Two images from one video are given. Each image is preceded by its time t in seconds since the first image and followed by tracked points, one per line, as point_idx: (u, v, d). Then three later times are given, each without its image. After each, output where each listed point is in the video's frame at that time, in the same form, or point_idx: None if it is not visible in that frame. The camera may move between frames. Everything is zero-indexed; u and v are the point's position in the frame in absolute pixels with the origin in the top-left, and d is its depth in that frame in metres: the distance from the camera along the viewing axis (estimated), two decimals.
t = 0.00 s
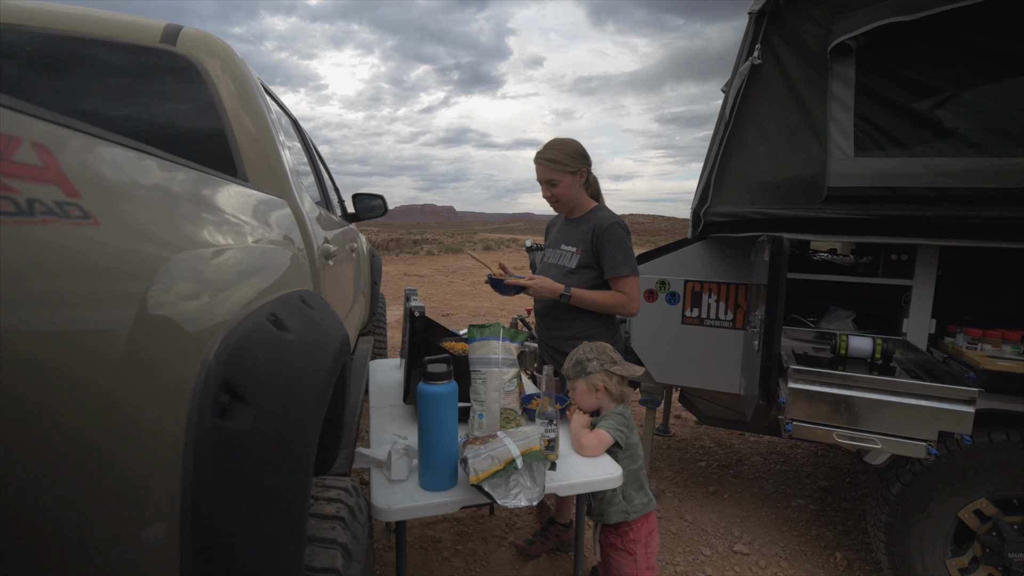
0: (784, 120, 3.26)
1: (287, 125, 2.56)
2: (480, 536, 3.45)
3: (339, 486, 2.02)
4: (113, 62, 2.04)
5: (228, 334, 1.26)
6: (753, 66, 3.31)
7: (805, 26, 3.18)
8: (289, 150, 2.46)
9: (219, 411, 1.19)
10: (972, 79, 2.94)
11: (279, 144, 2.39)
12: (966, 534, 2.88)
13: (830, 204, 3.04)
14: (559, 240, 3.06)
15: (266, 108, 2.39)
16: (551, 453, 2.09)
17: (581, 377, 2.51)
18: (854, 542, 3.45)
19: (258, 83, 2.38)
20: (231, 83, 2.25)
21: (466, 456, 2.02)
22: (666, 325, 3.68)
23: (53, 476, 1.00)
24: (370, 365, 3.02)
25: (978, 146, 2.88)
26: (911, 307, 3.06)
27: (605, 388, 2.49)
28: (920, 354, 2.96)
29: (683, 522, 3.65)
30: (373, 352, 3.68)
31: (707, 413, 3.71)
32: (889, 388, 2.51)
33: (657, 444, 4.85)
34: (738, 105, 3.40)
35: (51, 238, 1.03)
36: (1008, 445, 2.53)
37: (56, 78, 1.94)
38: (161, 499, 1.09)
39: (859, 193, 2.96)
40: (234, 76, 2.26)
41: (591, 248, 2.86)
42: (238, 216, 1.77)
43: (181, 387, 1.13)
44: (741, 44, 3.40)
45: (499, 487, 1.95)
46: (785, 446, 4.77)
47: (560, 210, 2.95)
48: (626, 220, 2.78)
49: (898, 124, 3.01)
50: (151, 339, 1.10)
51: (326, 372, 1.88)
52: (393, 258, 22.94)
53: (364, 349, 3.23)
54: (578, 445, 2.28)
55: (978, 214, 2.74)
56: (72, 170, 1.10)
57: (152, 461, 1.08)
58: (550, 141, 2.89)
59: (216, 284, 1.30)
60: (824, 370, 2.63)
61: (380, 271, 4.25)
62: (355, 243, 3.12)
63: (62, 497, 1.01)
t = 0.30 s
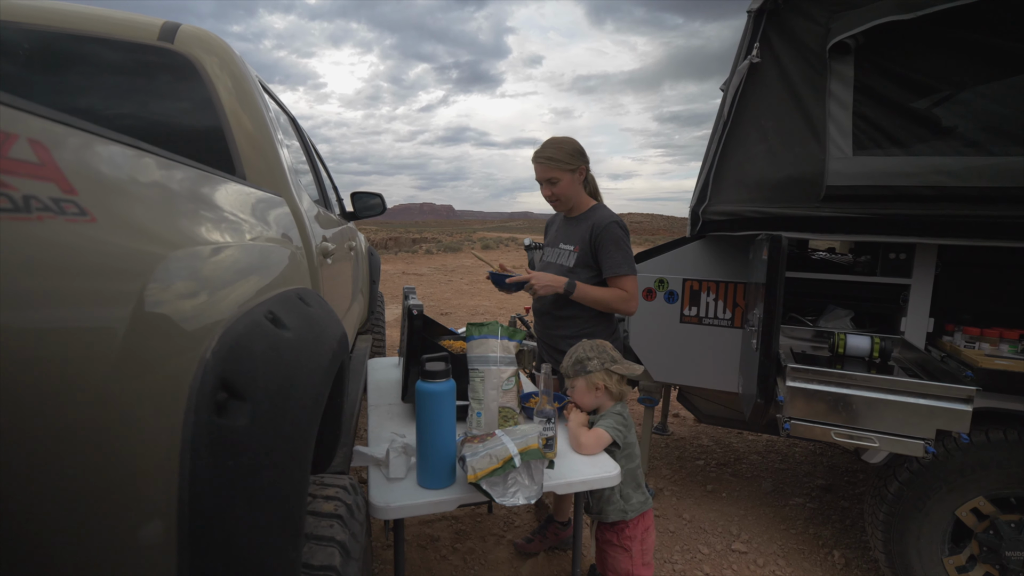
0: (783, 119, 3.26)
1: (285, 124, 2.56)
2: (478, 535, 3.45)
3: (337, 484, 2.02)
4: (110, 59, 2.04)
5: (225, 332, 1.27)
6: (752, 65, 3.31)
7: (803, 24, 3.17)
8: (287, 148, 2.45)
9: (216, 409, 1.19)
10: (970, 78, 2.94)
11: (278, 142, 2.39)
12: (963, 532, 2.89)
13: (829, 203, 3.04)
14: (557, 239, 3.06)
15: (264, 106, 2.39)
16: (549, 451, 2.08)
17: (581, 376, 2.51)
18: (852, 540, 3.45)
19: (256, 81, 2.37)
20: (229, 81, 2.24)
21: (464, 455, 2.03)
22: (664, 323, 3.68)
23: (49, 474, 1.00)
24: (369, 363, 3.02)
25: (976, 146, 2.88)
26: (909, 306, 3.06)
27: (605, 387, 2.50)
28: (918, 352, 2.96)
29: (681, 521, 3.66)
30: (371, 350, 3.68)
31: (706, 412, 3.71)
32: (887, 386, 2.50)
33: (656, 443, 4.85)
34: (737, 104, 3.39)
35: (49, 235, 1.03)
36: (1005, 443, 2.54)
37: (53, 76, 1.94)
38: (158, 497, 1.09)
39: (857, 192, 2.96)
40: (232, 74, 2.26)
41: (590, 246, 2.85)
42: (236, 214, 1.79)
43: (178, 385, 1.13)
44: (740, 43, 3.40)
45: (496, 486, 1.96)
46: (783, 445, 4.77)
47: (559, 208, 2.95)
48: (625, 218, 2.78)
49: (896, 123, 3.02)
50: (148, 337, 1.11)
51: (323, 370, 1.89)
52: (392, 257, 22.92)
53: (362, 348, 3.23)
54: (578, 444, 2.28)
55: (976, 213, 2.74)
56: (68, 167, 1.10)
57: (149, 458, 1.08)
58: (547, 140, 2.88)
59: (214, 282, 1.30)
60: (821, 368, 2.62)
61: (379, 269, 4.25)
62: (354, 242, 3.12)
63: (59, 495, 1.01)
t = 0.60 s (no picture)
0: (781, 118, 3.26)
1: (284, 123, 2.55)
2: (477, 533, 3.46)
3: (335, 483, 2.02)
4: (108, 58, 2.04)
5: (224, 330, 1.27)
6: (750, 63, 3.31)
7: (802, 23, 3.18)
8: (286, 148, 2.44)
9: (215, 407, 1.20)
10: (969, 76, 2.94)
11: (276, 141, 2.38)
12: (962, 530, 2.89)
13: (827, 202, 3.04)
14: (554, 238, 3.05)
15: (263, 105, 2.38)
16: (548, 450, 2.09)
17: (591, 373, 2.51)
18: (851, 538, 3.46)
19: (255, 80, 2.37)
20: (227, 80, 2.24)
21: (463, 453, 2.04)
22: (663, 322, 3.68)
23: (48, 472, 1.00)
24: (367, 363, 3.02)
25: (974, 144, 2.88)
26: (907, 304, 3.06)
27: (614, 386, 2.51)
28: (916, 351, 2.97)
29: (680, 519, 3.66)
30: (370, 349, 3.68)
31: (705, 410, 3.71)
32: (886, 384, 2.49)
33: (654, 442, 4.85)
34: (736, 103, 3.39)
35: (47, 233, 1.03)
36: (1003, 441, 2.54)
37: (51, 75, 1.95)
38: (157, 496, 1.09)
39: (856, 190, 2.96)
40: (230, 73, 2.25)
41: (587, 244, 2.85)
42: (235, 212, 1.80)
43: (176, 383, 1.14)
44: (739, 41, 3.40)
45: (495, 485, 1.96)
46: (781, 443, 4.78)
47: (558, 206, 2.93)
48: (621, 215, 2.80)
49: (895, 122, 3.02)
50: (147, 335, 1.11)
51: (321, 369, 1.89)
52: (391, 256, 22.91)
53: (361, 347, 3.23)
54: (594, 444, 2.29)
55: (974, 212, 2.74)
56: (67, 165, 1.10)
57: (147, 457, 1.08)
58: (542, 139, 2.88)
59: (212, 281, 1.30)
60: (820, 366, 2.61)
61: (377, 269, 4.25)
62: (353, 241, 3.12)
63: (57, 493, 1.01)
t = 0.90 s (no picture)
0: (780, 117, 3.26)
1: (283, 122, 2.55)
2: (476, 532, 3.46)
3: (335, 482, 2.03)
4: (107, 58, 2.05)
5: (223, 329, 1.27)
6: (749, 62, 3.31)
7: (800, 21, 3.18)
8: (285, 147, 2.44)
9: (214, 406, 1.20)
10: (968, 75, 2.94)
11: (275, 140, 2.38)
12: (960, 528, 2.90)
13: (826, 201, 3.04)
14: (550, 238, 3.05)
15: (262, 104, 2.38)
16: (548, 448, 2.13)
17: (617, 376, 2.41)
18: (850, 537, 3.46)
19: (254, 79, 2.36)
20: (226, 78, 2.23)
21: (462, 452, 2.05)
22: (663, 321, 3.69)
23: (47, 471, 1.00)
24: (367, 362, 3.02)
25: (973, 143, 2.88)
26: (906, 303, 3.07)
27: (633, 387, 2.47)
28: (915, 349, 2.97)
29: (680, 518, 3.67)
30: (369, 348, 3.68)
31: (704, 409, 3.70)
32: (885, 383, 2.49)
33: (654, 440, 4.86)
34: (735, 102, 3.40)
35: (45, 232, 1.03)
36: (1002, 440, 2.54)
37: (50, 74, 1.95)
38: (156, 495, 1.09)
39: (855, 189, 2.96)
40: (229, 72, 2.25)
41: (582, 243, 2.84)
42: (234, 211, 1.81)
43: (175, 382, 1.14)
44: (738, 40, 3.40)
45: (495, 483, 1.96)
46: (781, 442, 4.79)
47: (555, 205, 2.92)
48: (615, 214, 2.80)
49: (894, 121, 3.02)
50: (146, 334, 1.11)
51: (320, 368, 1.89)
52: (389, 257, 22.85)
53: (360, 346, 3.23)
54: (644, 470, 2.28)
55: (972, 211, 2.75)
56: (65, 164, 1.10)
57: (146, 456, 1.08)
58: (536, 139, 2.88)
59: (212, 280, 1.30)
60: (819, 364, 2.61)
61: (376, 268, 4.25)
62: (353, 241, 3.12)
63: (57, 493, 1.01)
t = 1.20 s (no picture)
0: (781, 116, 3.24)
1: (281, 121, 2.53)
2: (476, 534, 3.44)
3: (333, 483, 2.01)
4: (104, 56, 2.04)
5: (220, 329, 1.25)
6: (750, 61, 3.30)
7: (801, 20, 3.16)
8: (283, 146, 2.42)
9: (211, 406, 1.18)
10: (969, 74, 2.92)
11: (273, 140, 2.36)
12: (962, 530, 2.88)
13: (827, 200, 3.02)
14: (547, 239, 3.03)
15: (260, 104, 2.36)
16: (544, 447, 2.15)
17: (634, 380, 2.31)
18: (851, 539, 3.45)
19: (251, 79, 2.35)
20: (224, 77, 2.22)
21: (461, 453, 2.05)
22: (663, 322, 3.68)
23: (43, 472, 0.99)
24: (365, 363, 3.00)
25: (975, 142, 2.87)
26: (908, 303, 3.05)
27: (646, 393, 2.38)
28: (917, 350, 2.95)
29: (680, 520, 3.65)
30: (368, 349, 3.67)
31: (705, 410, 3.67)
32: (888, 383, 2.46)
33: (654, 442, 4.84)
34: (735, 102, 3.38)
35: (42, 231, 1.02)
36: (1004, 441, 2.53)
37: (47, 74, 1.94)
38: (152, 497, 1.08)
39: (856, 189, 2.95)
40: (226, 71, 2.24)
41: (580, 244, 2.83)
42: (231, 210, 1.80)
43: (173, 383, 1.12)
44: (738, 40, 3.38)
45: (494, 485, 1.96)
46: (782, 444, 4.77)
47: (552, 205, 2.90)
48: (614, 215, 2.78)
49: (895, 120, 3.00)
50: (143, 333, 1.10)
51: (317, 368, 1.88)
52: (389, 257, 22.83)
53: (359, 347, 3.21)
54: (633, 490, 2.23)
55: (973, 210, 2.73)
56: (62, 162, 1.09)
57: (143, 457, 1.07)
58: (532, 139, 2.86)
59: (209, 281, 1.29)
60: (820, 365, 2.59)
61: (375, 268, 4.24)
62: (351, 240, 3.10)
63: (54, 494, 1.00)
